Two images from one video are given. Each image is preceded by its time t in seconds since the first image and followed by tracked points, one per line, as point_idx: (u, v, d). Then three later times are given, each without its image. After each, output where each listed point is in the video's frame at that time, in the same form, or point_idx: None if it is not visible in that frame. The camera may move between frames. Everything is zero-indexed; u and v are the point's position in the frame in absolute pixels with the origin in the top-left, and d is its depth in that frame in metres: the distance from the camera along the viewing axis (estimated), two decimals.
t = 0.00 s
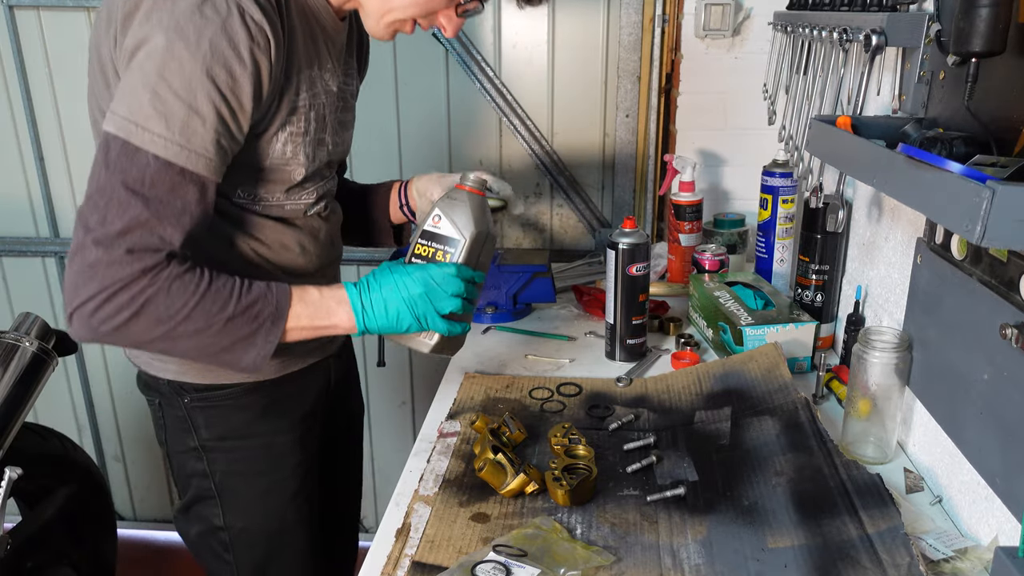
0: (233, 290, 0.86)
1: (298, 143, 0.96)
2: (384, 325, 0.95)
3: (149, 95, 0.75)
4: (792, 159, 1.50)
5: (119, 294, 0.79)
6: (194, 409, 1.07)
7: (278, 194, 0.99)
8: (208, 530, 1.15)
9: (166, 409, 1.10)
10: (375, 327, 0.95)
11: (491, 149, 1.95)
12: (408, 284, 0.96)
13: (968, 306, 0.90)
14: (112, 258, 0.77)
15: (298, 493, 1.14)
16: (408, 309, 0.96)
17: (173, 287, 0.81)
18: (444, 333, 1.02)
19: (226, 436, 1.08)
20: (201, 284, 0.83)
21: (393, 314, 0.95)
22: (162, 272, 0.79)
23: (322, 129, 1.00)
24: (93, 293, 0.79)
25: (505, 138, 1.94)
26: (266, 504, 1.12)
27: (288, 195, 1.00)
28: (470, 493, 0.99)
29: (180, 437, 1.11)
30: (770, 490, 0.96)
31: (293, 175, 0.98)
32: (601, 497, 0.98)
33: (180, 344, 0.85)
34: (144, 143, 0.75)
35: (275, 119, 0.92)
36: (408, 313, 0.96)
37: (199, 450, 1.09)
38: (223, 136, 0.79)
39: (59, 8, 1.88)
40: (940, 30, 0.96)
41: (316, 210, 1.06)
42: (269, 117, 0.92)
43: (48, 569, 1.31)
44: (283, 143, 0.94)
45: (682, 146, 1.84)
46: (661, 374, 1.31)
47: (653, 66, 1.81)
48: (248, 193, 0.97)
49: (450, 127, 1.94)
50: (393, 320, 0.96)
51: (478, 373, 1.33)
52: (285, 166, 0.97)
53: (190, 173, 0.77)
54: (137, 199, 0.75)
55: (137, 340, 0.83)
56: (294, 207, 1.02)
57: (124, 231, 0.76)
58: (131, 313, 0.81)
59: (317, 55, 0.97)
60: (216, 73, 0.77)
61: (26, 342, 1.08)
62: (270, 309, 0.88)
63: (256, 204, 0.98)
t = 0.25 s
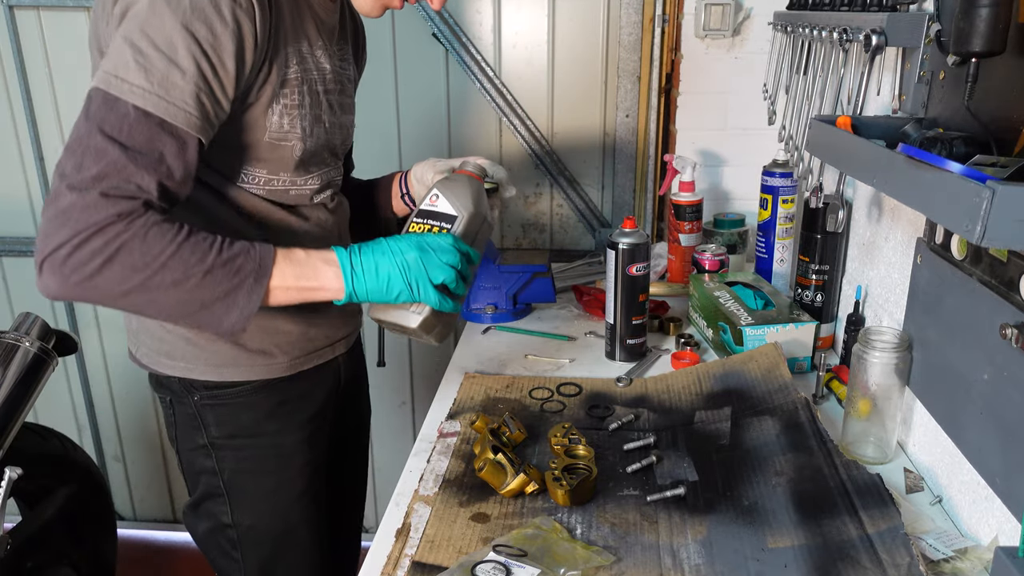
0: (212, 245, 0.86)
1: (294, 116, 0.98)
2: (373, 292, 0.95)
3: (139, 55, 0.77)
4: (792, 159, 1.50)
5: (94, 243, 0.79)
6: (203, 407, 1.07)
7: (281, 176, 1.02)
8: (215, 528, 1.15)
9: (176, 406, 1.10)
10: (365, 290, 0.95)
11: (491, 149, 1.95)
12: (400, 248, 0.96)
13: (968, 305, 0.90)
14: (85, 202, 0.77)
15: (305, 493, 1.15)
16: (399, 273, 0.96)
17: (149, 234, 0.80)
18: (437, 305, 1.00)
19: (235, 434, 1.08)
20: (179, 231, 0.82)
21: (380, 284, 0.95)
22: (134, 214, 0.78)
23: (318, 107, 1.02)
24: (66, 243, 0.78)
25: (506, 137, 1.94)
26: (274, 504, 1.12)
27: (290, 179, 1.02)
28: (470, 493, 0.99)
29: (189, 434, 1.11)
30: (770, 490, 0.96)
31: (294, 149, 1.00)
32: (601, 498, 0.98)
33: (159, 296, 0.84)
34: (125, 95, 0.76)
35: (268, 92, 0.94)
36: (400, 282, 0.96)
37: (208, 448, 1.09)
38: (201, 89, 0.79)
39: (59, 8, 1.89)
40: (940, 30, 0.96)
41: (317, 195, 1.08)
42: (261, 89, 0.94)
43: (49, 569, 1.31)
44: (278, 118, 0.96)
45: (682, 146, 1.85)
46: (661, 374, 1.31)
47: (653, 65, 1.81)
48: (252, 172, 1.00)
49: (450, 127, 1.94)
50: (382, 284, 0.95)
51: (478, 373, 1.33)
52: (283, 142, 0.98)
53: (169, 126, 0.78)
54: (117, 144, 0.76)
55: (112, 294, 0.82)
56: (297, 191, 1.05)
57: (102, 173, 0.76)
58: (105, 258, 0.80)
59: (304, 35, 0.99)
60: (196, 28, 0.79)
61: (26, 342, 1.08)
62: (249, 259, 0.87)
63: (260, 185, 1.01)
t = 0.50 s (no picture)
0: (203, 213, 0.85)
1: (293, 107, 0.98)
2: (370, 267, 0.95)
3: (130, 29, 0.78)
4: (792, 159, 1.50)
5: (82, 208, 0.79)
6: (204, 405, 1.07)
7: (285, 172, 1.02)
8: (215, 526, 1.14)
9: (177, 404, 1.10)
10: (362, 265, 0.94)
11: (491, 149, 1.95)
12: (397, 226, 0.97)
13: (968, 305, 0.90)
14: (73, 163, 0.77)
15: (305, 493, 1.15)
16: (396, 249, 0.96)
17: (139, 198, 0.79)
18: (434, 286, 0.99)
19: (235, 433, 1.08)
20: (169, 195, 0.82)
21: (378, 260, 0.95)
22: (123, 177, 0.78)
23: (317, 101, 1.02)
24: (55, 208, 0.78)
25: (506, 137, 1.94)
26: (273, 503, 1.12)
27: (296, 174, 1.03)
28: (470, 493, 0.99)
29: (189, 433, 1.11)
30: (770, 490, 0.96)
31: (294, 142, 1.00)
32: (601, 498, 0.98)
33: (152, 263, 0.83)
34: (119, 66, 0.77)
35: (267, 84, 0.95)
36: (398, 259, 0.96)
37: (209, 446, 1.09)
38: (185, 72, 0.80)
39: (59, 8, 1.89)
40: (940, 30, 0.96)
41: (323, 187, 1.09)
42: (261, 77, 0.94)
43: (48, 569, 1.31)
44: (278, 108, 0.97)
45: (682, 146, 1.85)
46: (661, 374, 1.31)
47: (653, 66, 1.81)
48: (256, 166, 1.00)
49: (450, 127, 1.94)
50: (379, 259, 0.94)
51: (478, 373, 1.33)
52: (284, 133, 0.98)
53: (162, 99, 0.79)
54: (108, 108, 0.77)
55: (102, 259, 0.82)
56: (300, 188, 1.05)
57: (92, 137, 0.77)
58: (95, 222, 0.80)
59: (302, 28, 0.99)
60: (191, 6, 0.80)
61: (26, 342, 1.08)
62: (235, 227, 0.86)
63: (263, 179, 1.01)
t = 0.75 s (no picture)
0: (203, 191, 0.85)
1: (294, 104, 0.98)
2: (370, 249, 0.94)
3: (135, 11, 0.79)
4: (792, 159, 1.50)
5: (81, 181, 0.78)
6: (206, 405, 1.07)
7: (291, 168, 1.02)
8: (219, 525, 1.14)
9: (177, 402, 1.10)
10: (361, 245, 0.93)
11: (491, 149, 1.95)
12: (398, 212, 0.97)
13: (968, 305, 0.90)
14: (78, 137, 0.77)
15: (307, 493, 1.15)
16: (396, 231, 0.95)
17: (138, 173, 0.79)
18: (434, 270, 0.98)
19: (238, 432, 1.08)
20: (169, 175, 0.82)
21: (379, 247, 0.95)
22: (117, 148, 0.78)
23: (318, 98, 1.03)
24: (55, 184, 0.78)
25: (506, 137, 1.94)
26: (276, 501, 1.12)
27: (300, 170, 1.03)
28: (470, 493, 0.99)
29: (191, 432, 1.11)
30: (770, 490, 0.96)
31: (296, 139, 1.00)
32: (601, 497, 0.98)
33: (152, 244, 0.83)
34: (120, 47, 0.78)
35: (270, 81, 0.95)
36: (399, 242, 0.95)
37: (210, 445, 1.09)
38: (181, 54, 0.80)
39: (59, 8, 1.88)
40: (940, 30, 0.96)
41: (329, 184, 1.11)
42: (263, 71, 0.94)
43: (49, 569, 1.31)
44: (280, 104, 0.97)
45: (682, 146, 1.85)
46: (661, 374, 1.31)
47: (653, 66, 1.81)
48: (262, 164, 1.00)
49: (451, 127, 1.94)
50: (380, 240, 0.94)
51: (478, 373, 1.33)
52: (286, 131, 0.99)
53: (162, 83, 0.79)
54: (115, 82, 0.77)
55: (99, 236, 0.81)
56: (304, 186, 1.05)
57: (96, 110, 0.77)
58: (93, 198, 0.79)
59: (305, 24, 1.00)
60: None
61: (26, 342, 1.08)
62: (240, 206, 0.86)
63: (269, 178, 1.01)
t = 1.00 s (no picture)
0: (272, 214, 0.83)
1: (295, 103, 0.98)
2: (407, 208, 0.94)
3: (171, 45, 0.76)
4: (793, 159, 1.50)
5: (206, 222, 0.70)
6: (110, 452, 0.97)
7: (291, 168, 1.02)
8: None
9: (81, 449, 0.99)
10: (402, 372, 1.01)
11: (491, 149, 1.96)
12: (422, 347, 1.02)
13: (968, 305, 0.90)
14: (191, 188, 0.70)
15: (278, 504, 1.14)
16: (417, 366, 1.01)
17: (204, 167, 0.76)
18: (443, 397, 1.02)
19: (144, 482, 0.98)
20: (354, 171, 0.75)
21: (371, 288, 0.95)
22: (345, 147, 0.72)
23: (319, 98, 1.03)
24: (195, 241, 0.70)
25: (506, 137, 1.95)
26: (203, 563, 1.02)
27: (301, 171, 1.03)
28: (470, 493, 0.99)
29: (97, 481, 1.01)
30: (770, 490, 0.96)
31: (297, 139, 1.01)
32: (601, 497, 0.98)
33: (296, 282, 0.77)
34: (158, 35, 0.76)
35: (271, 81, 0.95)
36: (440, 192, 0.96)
37: (118, 496, 1.00)
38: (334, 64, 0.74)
39: (59, 7, 1.88)
40: (940, 29, 0.96)
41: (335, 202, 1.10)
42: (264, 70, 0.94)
43: (48, 569, 1.31)
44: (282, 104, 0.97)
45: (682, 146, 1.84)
46: (661, 374, 1.31)
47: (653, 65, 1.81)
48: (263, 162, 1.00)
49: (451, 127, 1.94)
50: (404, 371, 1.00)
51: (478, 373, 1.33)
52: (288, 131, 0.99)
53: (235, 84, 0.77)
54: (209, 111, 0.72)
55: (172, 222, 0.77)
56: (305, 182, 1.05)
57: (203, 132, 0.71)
58: (330, 220, 0.75)
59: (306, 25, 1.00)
60: None
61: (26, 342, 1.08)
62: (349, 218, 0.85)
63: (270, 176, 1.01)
